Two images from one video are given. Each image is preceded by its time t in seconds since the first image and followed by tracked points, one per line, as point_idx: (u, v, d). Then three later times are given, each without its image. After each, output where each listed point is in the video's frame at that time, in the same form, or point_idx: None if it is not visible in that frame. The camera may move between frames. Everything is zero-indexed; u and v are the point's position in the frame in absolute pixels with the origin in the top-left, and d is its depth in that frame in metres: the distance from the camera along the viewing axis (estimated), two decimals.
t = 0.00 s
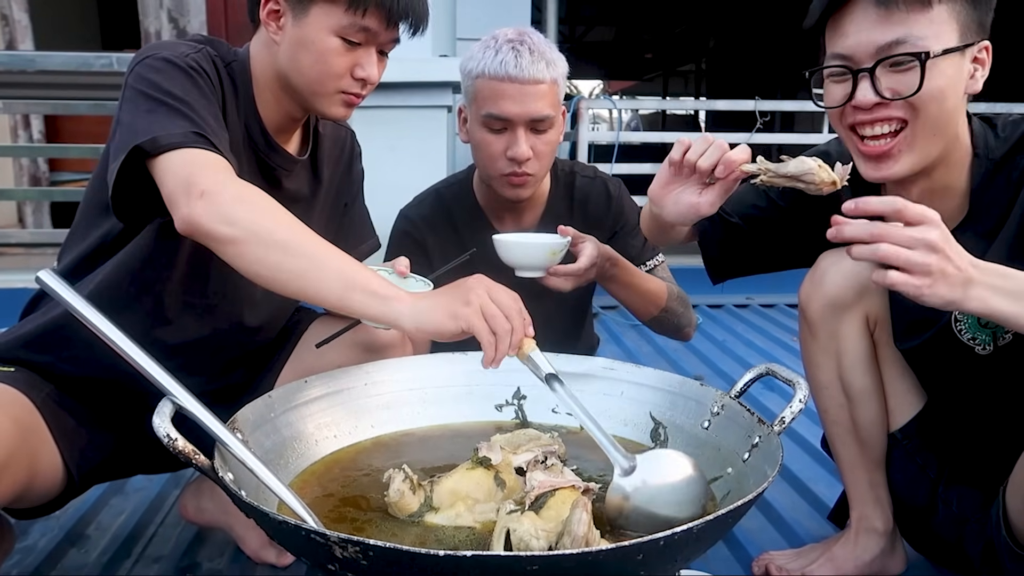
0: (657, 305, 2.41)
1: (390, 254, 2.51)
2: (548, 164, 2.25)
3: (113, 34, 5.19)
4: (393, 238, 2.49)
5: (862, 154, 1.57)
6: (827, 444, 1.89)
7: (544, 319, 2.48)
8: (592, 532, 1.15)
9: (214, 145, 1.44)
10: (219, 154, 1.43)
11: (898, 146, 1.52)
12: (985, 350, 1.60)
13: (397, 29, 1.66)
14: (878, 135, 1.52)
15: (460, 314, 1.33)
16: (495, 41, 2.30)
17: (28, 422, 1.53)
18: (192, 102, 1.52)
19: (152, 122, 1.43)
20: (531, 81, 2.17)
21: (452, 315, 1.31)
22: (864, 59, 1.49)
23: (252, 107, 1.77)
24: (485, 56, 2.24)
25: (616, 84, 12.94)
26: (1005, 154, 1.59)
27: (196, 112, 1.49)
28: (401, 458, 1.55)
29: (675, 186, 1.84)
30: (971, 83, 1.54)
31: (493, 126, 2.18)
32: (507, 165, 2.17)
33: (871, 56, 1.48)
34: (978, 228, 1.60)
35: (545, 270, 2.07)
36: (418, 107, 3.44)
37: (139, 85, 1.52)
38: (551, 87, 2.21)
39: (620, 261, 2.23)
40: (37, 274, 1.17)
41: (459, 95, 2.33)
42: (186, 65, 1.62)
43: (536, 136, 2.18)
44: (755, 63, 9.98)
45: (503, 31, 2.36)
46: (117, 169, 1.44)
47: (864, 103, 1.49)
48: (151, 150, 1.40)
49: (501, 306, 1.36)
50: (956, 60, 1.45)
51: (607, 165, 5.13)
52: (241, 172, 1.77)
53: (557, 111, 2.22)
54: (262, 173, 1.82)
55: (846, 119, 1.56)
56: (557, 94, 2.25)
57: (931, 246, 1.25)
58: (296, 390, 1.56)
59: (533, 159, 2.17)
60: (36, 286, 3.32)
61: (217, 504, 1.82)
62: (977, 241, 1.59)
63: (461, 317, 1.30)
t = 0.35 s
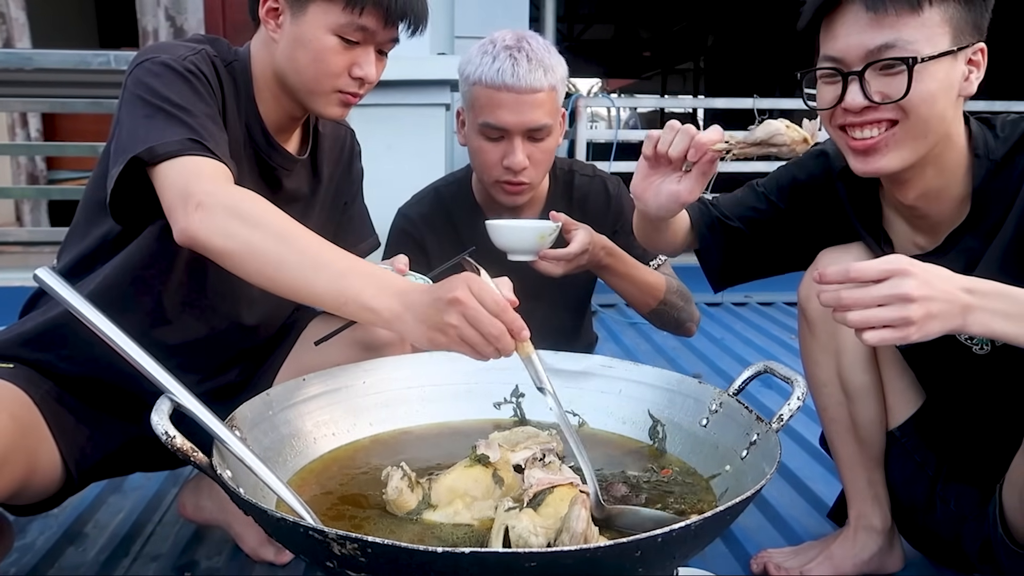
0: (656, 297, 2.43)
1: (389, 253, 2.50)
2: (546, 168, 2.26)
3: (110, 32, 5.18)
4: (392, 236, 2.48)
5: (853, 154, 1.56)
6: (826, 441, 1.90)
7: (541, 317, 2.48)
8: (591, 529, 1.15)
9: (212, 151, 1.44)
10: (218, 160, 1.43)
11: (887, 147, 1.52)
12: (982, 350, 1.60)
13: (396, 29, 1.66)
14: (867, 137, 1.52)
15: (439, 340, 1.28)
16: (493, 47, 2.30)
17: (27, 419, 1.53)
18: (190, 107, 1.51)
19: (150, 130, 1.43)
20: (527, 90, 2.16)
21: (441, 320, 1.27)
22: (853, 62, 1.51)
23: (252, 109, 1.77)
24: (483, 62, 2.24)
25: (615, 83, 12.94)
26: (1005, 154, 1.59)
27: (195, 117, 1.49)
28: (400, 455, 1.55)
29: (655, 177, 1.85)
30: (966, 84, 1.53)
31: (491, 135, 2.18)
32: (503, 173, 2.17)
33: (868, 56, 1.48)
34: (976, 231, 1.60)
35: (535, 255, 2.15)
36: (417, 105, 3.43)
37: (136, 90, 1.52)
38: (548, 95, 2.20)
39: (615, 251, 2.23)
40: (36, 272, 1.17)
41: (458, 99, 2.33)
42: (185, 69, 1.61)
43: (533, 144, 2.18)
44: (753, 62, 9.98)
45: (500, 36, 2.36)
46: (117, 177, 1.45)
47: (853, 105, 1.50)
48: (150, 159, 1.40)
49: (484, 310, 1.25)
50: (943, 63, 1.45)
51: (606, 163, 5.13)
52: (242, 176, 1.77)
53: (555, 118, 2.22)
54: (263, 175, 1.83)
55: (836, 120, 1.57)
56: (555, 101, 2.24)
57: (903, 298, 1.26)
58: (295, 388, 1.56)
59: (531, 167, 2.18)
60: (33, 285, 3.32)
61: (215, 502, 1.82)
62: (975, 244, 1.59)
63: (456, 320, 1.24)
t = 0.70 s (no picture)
0: (654, 290, 2.45)
1: (389, 252, 2.51)
2: (545, 174, 2.28)
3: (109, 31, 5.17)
4: (392, 236, 2.49)
5: (847, 147, 1.56)
6: (824, 440, 1.90)
7: (540, 317, 2.48)
8: (590, 527, 1.16)
9: (211, 159, 1.43)
10: (218, 169, 1.43)
11: (881, 142, 1.51)
12: (979, 350, 1.60)
13: (392, 26, 1.65)
14: (863, 129, 1.52)
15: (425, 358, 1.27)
16: (492, 53, 2.29)
17: (24, 417, 1.54)
18: (189, 115, 1.51)
19: (149, 140, 1.44)
20: (526, 98, 2.16)
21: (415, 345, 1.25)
22: (852, 53, 1.51)
23: (249, 111, 1.77)
24: (482, 69, 2.24)
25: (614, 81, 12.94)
26: (999, 155, 1.61)
27: (193, 125, 1.49)
28: (400, 454, 1.56)
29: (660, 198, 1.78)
30: (963, 85, 1.53)
31: (490, 143, 2.18)
32: (504, 182, 2.21)
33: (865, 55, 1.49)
34: (973, 232, 1.60)
35: (530, 239, 2.17)
36: (415, 104, 3.44)
37: (134, 96, 1.53)
38: (548, 102, 2.19)
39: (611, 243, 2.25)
40: (36, 272, 1.18)
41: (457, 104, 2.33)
42: (182, 75, 1.61)
43: (532, 152, 2.19)
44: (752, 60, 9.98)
45: (500, 41, 2.37)
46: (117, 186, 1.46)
47: (850, 95, 1.49)
48: (150, 169, 1.40)
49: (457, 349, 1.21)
50: (944, 58, 1.46)
51: (605, 162, 5.14)
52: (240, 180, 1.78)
53: (555, 126, 2.22)
54: (260, 178, 1.83)
55: (832, 113, 1.56)
56: (555, 107, 2.23)
57: (899, 298, 1.27)
58: (295, 387, 1.56)
59: (529, 175, 2.20)
60: (32, 284, 3.32)
61: (214, 500, 1.82)
62: (972, 245, 1.60)
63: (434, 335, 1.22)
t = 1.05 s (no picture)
0: (651, 302, 2.45)
1: (392, 257, 2.51)
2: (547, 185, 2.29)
3: (113, 37, 5.20)
4: (395, 242, 2.49)
5: (840, 156, 1.56)
6: (827, 447, 1.90)
7: (543, 323, 2.48)
8: (593, 534, 1.16)
9: (204, 167, 1.43)
10: (211, 177, 1.43)
11: (874, 151, 1.52)
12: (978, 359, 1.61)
13: (392, 32, 1.65)
14: (857, 138, 1.53)
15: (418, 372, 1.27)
16: (497, 63, 2.30)
17: (28, 422, 1.53)
18: (184, 123, 1.51)
19: (144, 147, 1.44)
20: (530, 110, 2.16)
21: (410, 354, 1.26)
22: (849, 62, 1.51)
23: (249, 118, 1.78)
24: (486, 79, 2.24)
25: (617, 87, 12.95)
26: (998, 164, 1.61)
27: (188, 133, 1.49)
28: (402, 460, 1.56)
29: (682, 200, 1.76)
30: (959, 97, 1.53)
31: (494, 154, 2.19)
32: (505, 191, 2.23)
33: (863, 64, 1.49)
34: (973, 241, 1.61)
35: (534, 238, 2.16)
36: (418, 110, 3.45)
37: (132, 104, 1.54)
38: (553, 113, 2.19)
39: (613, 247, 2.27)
40: (40, 278, 1.18)
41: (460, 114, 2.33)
42: (180, 83, 1.61)
43: (535, 162, 2.20)
44: (754, 65, 9.99)
45: (505, 51, 2.37)
46: (112, 193, 1.47)
47: (843, 104, 1.50)
48: (143, 177, 1.41)
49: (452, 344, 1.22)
50: (937, 70, 1.46)
51: (608, 167, 5.14)
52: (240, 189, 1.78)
53: (559, 137, 2.22)
54: (261, 184, 1.84)
55: (827, 121, 1.57)
56: (560, 118, 2.23)
57: (889, 331, 1.27)
58: (299, 394, 1.57)
59: (532, 186, 2.21)
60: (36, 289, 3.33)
61: (218, 506, 1.82)
62: (971, 254, 1.62)
63: (427, 335, 1.23)
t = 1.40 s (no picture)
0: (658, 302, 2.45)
1: (398, 259, 2.51)
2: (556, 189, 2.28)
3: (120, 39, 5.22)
4: (401, 243, 2.49)
5: (844, 162, 1.56)
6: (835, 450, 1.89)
7: (549, 324, 2.48)
8: (600, 536, 1.15)
9: (205, 165, 1.44)
10: (212, 175, 1.43)
11: (877, 161, 1.51)
12: (984, 363, 1.61)
13: (398, 35, 1.66)
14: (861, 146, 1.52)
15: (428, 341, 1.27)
16: (504, 67, 2.30)
17: (33, 424, 1.54)
18: (186, 122, 1.52)
19: (146, 145, 1.45)
20: (537, 114, 2.16)
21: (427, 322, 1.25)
22: (856, 67, 1.51)
23: (254, 119, 1.78)
24: (493, 83, 2.24)
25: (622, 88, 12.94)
26: (1006, 168, 1.60)
27: (190, 132, 1.49)
28: (409, 461, 1.56)
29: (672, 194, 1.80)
30: (967, 105, 1.52)
31: (500, 156, 2.20)
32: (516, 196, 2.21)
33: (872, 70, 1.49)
34: (981, 245, 1.60)
35: (540, 230, 2.13)
36: (423, 111, 3.45)
37: (137, 104, 1.55)
38: (559, 117, 2.20)
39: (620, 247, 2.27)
40: (48, 278, 1.18)
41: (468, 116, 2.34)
42: (185, 82, 1.62)
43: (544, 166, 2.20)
44: (760, 67, 9.98)
45: (512, 55, 2.38)
46: (112, 190, 1.48)
47: (849, 111, 1.49)
48: (143, 173, 1.41)
49: (474, 301, 1.24)
50: (944, 80, 1.45)
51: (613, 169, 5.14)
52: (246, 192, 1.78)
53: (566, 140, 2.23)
54: (268, 184, 1.84)
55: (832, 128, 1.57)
56: (566, 122, 2.24)
57: (898, 335, 1.26)
58: (305, 394, 1.57)
59: (541, 189, 2.19)
60: (43, 291, 3.34)
61: (223, 507, 1.82)
62: (980, 257, 1.61)
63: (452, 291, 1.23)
